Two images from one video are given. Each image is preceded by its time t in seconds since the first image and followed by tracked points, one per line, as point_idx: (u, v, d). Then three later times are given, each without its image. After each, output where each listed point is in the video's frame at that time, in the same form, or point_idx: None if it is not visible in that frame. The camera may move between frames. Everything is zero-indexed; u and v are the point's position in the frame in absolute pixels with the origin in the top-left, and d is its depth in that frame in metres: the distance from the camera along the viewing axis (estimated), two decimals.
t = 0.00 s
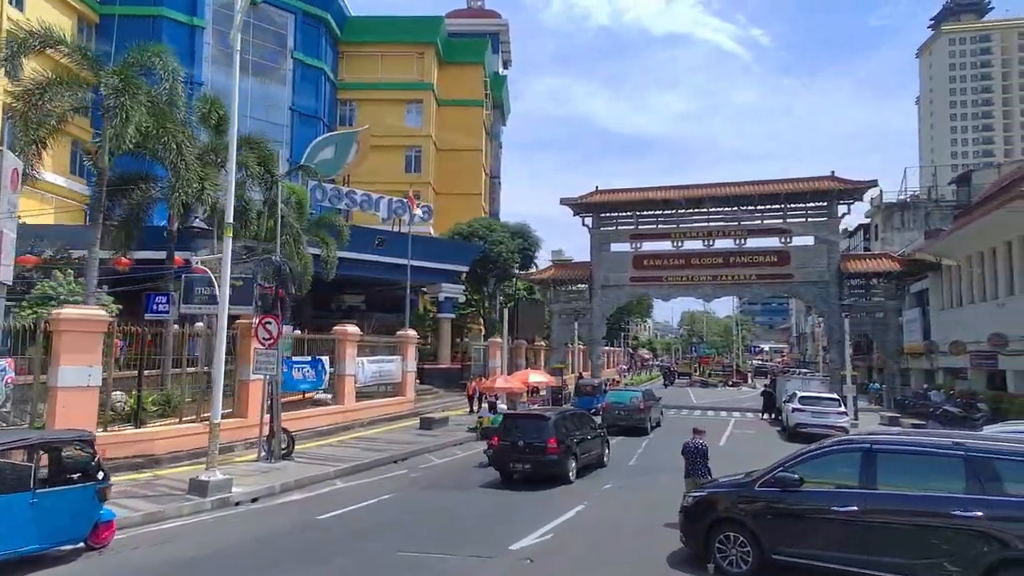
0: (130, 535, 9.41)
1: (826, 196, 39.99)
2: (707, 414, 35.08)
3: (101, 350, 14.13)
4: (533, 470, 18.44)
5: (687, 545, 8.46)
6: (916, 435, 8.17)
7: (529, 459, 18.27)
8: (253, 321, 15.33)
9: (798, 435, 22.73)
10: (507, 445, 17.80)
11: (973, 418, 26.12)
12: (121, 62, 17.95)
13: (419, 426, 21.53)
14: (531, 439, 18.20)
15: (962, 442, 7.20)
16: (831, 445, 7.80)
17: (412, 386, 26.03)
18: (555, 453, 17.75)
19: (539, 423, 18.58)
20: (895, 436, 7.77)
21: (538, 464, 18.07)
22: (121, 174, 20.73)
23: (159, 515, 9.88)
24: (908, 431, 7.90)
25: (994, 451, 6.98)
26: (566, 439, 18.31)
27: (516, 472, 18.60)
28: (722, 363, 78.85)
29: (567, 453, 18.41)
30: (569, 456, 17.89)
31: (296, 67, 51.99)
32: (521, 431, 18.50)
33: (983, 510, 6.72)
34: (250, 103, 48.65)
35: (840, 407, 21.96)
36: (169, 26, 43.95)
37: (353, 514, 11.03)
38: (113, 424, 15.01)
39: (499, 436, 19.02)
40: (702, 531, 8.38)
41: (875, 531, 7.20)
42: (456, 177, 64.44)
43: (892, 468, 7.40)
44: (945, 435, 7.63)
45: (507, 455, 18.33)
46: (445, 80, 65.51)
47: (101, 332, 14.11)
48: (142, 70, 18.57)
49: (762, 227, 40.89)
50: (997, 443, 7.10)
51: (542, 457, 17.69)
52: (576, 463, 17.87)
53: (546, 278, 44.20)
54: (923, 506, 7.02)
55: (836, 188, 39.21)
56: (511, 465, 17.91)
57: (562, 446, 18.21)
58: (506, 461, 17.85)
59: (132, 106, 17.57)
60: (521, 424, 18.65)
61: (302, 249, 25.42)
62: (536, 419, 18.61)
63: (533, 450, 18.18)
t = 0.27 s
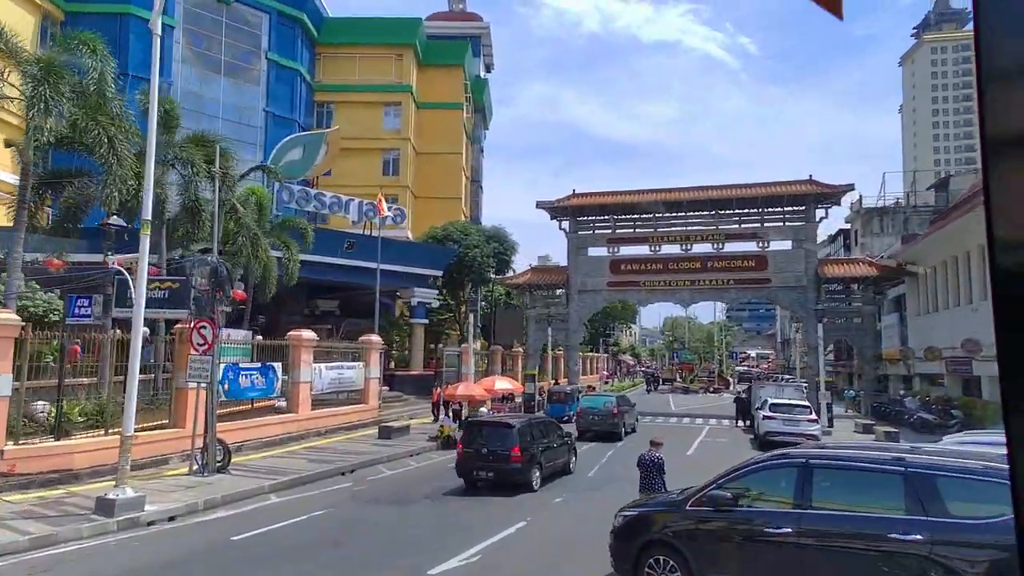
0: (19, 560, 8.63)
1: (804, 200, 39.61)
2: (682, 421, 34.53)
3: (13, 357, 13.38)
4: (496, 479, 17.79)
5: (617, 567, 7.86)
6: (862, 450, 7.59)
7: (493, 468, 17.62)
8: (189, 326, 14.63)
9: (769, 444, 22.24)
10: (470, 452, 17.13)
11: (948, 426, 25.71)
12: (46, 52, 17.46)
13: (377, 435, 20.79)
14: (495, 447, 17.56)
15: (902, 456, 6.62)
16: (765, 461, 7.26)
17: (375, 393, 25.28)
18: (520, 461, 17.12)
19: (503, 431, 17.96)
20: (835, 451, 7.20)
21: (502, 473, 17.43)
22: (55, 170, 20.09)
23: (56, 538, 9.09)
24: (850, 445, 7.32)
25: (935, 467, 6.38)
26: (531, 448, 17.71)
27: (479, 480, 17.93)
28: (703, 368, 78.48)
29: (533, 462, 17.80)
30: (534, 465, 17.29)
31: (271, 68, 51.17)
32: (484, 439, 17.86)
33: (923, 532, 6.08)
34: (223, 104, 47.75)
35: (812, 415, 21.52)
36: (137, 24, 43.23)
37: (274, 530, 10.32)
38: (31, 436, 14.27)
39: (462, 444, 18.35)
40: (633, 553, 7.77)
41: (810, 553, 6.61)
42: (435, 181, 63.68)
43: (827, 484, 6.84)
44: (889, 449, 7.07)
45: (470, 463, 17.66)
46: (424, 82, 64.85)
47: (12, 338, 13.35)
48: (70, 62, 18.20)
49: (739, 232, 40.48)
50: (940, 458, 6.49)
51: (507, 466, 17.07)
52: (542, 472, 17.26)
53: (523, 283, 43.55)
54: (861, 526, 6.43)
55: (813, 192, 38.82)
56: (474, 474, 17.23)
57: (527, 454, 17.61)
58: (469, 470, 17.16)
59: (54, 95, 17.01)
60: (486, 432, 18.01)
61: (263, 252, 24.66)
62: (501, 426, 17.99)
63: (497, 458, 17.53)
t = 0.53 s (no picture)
0: None
1: (788, 204, 39.12)
2: (662, 428, 33.92)
3: None
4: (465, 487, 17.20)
5: None
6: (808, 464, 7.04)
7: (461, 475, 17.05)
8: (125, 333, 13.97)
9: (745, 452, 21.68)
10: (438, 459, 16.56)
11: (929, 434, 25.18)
12: None
13: (339, 445, 20.06)
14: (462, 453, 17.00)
15: (837, 474, 6.12)
16: (698, 476, 6.70)
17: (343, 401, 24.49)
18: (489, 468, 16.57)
19: (472, 437, 17.42)
20: (774, 466, 6.66)
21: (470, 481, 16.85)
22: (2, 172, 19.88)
23: None
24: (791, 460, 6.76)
25: (874, 485, 5.84)
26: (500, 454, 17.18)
27: (447, 488, 17.33)
28: (690, 375, 77.96)
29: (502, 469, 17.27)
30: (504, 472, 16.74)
31: (250, 70, 50.36)
32: (452, 446, 17.28)
33: (858, 560, 5.57)
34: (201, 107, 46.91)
35: (789, 423, 20.95)
36: (109, 24, 42.79)
37: (196, 548, 9.64)
38: None
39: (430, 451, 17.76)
40: None
41: None
42: (419, 185, 63.01)
43: (760, 501, 6.31)
44: (831, 464, 6.55)
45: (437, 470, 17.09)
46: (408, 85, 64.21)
47: None
48: None
49: (721, 236, 39.97)
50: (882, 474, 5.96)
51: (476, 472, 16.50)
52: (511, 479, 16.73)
53: (504, 288, 42.90)
54: (795, 552, 5.87)
55: (796, 195, 38.34)
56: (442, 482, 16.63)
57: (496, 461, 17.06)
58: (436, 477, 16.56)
59: None
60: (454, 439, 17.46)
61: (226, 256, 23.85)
62: (469, 432, 17.46)
63: (465, 465, 16.96)
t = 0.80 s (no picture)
0: None
1: (774, 209, 38.64)
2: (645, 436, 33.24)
3: None
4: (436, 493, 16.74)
5: None
6: (750, 480, 6.38)
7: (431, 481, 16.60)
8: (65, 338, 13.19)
9: (723, 463, 21.06)
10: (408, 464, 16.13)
11: (915, 442, 24.55)
12: None
13: (301, 455, 19.28)
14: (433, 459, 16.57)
15: (766, 494, 5.46)
16: (620, 499, 5.95)
17: (312, 410, 23.67)
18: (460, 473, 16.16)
19: (444, 442, 17.01)
20: (704, 484, 5.99)
21: (440, 487, 16.40)
22: None
23: None
24: (728, 477, 6.10)
25: (805, 507, 5.19)
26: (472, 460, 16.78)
27: (417, 495, 16.86)
28: (680, 383, 77.36)
29: (474, 476, 16.86)
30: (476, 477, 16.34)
31: (233, 73, 49.59)
32: (423, 451, 16.86)
33: None
34: (181, 110, 46.23)
35: (767, 431, 20.34)
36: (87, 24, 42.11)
37: (108, 571, 8.87)
38: None
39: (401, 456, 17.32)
40: None
41: None
42: (407, 190, 62.45)
43: (682, 524, 5.62)
44: (768, 481, 5.89)
45: (407, 476, 16.64)
46: (396, 90, 63.62)
47: None
48: None
49: (707, 241, 39.43)
50: (818, 494, 5.31)
51: (446, 478, 16.07)
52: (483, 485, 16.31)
53: (487, 294, 42.27)
54: None
55: (781, 199, 37.85)
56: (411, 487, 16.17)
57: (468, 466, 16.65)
58: (406, 483, 16.10)
59: None
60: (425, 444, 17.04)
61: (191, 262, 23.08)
62: (441, 438, 17.05)
63: (436, 470, 16.42)
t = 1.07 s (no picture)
0: None
1: (761, 209, 38.11)
2: (627, 440, 32.72)
3: None
4: (407, 498, 16.40)
5: None
6: (678, 493, 5.65)
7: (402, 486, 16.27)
8: None
9: (699, 470, 20.47)
10: (380, 468, 15.80)
11: (898, 447, 24.01)
12: None
13: (261, 462, 18.60)
14: (404, 463, 16.25)
15: (671, 518, 4.30)
16: (497, 527, 4.87)
17: (279, 414, 22.96)
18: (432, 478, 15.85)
19: (416, 447, 16.68)
20: (607, 504, 4.96)
21: (411, 492, 16.08)
22: None
23: None
24: (649, 491, 5.40)
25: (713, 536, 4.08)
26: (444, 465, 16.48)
27: (388, 500, 16.55)
28: (670, 385, 76.87)
29: (447, 481, 16.55)
30: (448, 482, 16.04)
31: (214, 70, 48.69)
32: (395, 456, 16.53)
33: None
34: (160, 107, 45.46)
35: (744, 437, 19.75)
36: (63, 21, 41.49)
37: None
38: None
39: (372, 461, 16.97)
40: None
41: None
42: (394, 190, 61.63)
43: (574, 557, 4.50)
44: (675, 500, 4.95)
45: (379, 480, 16.29)
46: (382, 89, 62.78)
47: None
48: None
49: (693, 241, 38.88)
50: (731, 519, 4.21)
51: (418, 482, 15.76)
52: (456, 491, 16.01)
53: (470, 295, 41.65)
54: None
55: (767, 198, 37.32)
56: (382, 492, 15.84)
57: (440, 471, 16.34)
58: (376, 487, 15.76)
59: None
60: (397, 449, 16.73)
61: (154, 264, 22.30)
62: (413, 442, 16.74)
63: (407, 475, 16.07)
